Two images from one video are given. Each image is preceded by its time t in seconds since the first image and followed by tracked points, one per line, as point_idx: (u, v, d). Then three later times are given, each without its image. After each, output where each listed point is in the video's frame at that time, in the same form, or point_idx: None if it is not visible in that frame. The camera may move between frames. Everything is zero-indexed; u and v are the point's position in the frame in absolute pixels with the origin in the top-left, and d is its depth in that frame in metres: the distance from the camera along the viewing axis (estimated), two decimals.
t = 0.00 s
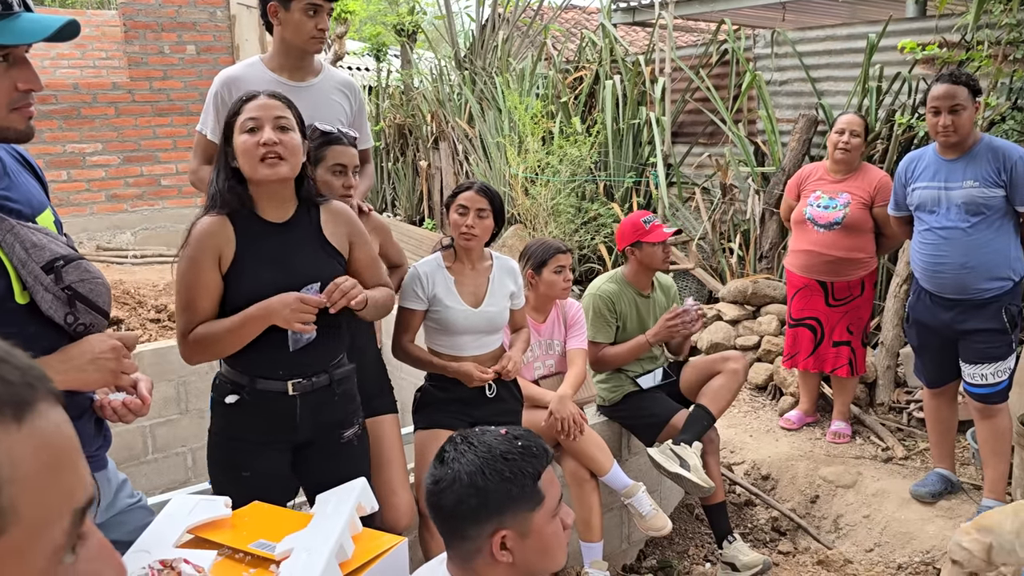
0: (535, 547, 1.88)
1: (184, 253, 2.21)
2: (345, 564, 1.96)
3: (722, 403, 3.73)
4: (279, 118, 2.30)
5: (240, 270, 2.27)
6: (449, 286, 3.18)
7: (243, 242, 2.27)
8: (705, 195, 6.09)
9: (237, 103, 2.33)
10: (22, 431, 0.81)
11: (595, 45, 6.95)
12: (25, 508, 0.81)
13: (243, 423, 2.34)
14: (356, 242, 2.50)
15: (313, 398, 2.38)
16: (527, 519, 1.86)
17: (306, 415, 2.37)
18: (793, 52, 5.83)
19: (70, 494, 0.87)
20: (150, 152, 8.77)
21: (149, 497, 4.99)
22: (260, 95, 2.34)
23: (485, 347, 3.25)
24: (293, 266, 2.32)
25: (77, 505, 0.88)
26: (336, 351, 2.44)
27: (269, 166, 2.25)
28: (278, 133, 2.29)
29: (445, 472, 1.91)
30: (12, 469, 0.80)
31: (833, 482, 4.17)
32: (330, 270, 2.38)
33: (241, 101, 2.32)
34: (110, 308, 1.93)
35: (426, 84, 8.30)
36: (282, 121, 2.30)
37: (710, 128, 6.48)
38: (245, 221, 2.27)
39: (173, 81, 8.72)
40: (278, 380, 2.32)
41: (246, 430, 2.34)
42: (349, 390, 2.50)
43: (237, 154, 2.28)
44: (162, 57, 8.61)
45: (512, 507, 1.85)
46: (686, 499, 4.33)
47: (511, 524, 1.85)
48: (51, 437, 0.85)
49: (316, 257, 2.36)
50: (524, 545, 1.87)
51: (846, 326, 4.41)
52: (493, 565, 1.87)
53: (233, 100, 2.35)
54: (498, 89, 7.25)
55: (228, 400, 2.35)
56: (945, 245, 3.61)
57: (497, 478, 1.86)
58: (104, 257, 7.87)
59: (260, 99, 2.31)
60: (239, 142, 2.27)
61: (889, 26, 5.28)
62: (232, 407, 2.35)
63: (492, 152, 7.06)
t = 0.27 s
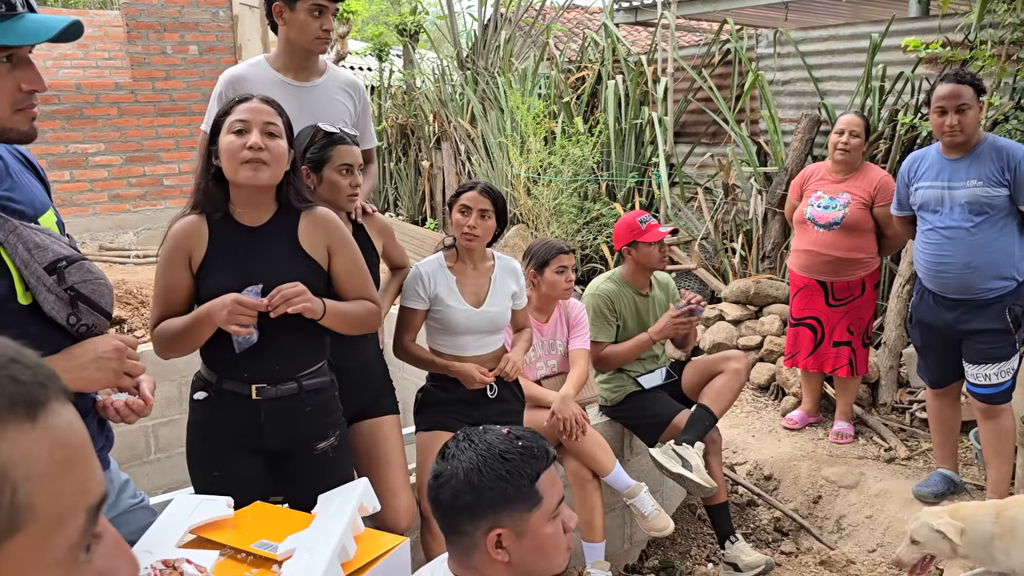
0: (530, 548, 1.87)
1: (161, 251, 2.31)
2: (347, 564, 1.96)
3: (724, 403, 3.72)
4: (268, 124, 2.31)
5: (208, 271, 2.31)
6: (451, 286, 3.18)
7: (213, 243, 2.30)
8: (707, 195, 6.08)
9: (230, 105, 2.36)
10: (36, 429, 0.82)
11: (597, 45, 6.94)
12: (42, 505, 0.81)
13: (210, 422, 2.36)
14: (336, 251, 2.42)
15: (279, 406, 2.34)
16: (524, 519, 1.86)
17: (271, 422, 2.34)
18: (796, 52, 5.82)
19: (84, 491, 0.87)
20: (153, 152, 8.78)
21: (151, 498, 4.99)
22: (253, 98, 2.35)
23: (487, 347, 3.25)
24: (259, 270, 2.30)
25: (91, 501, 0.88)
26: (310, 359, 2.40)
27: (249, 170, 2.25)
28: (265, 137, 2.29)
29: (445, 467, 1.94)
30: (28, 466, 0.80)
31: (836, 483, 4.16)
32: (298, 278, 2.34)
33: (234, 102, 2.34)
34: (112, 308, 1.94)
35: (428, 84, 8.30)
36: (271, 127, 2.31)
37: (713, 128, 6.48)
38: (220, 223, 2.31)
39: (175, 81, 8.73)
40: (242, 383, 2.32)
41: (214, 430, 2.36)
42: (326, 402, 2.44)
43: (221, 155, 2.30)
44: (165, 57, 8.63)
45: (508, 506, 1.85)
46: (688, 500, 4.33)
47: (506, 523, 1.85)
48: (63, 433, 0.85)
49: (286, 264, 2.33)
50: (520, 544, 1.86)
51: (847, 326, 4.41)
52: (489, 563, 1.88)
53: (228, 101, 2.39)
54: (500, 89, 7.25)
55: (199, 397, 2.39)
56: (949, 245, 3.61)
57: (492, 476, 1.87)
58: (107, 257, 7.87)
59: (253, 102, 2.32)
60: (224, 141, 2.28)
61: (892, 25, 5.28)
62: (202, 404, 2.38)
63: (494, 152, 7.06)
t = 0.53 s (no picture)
0: (523, 549, 1.86)
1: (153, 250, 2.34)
2: (350, 564, 1.96)
3: (726, 403, 3.71)
4: (260, 127, 2.31)
5: (195, 271, 2.33)
6: (453, 286, 3.17)
7: (201, 244, 2.31)
8: (710, 195, 6.07)
9: (224, 109, 2.37)
10: (47, 425, 0.81)
11: (600, 44, 6.94)
12: (55, 500, 0.80)
13: (196, 423, 2.37)
14: (324, 258, 2.39)
15: (263, 410, 2.33)
16: (517, 520, 1.86)
17: (255, 425, 2.33)
18: (799, 51, 5.81)
19: (98, 486, 0.86)
20: (155, 152, 8.78)
21: (154, 498, 4.99)
22: (247, 100, 2.36)
23: (488, 347, 3.24)
24: (243, 272, 2.30)
25: (105, 496, 0.87)
26: (296, 364, 2.39)
27: (237, 173, 2.25)
28: (256, 141, 2.30)
29: (445, 460, 1.97)
30: (40, 461, 0.79)
31: (839, 483, 4.15)
32: (282, 282, 2.32)
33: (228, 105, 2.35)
34: (114, 308, 1.93)
35: (430, 84, 8.30)
36: (263, 130, 2.31)
37: (715, 127, 6.47)
38: (212, 225, 2.32)
39: (177, 80, 8.73)
40: (227, 385, 2.32)
41: (200, 431, 2.36)
42: (312, 407, 2.42)
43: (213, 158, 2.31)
44: (167, 57, 8.64)
45: (501, 504, 1.85)
46: (691, 500, 4.32)
47: (499, 521, 1.86)
48: (76, 428, 0.84)
49: (273, 267, 2.32)
50: (513, 544, 1.86)
51: (849, 325, 4.40)
52: (483, 560, 1.89)
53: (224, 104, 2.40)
54: (502, 88, 7.24)
55: (187, 398, 2.40)
56: (952, 244, 3.60)
57: (486, 473, 1.88)
58: (109, 257, 7.87)
59: (246, 105, 2.33)
60: (216, 144, 2.29)
61: (895, 24, 5.26)
62: (189, 404, 2.39)
63: (497, 151, 7.05)
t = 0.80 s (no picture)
0: (522, 551, 1.86)
1: (162, 257, 2.28)
2: (350, 565, 1.96)
3: (728, 403, 3.71)
4: (264, 123, 2.31)
5: (216, 273, 2.31)
6: (455, 286, 3.17)
7: (219, 245, 2.30)
8: (711, 195, 6.07)
9: (220, 109, 2.35)
10: (41, 428, 0.81)
11: (601, 44, 6.94)
12: (49, 503, 0.80)
13: (217, 426, 2.36)
14: (339, 247, 2.47)
15: (292, 404, 2.38)
16: (516, 523, 1.85)
17: (285, 420, 2.37)
18: (801, 52, 5.80)
19: (93, 489, 0.86)
20: (157, 152, 8.80)
21: (156, 498, 5.00)
22: (243, 98, 2.35)
23: (490, 347, 3.24)
24: (267, 268, 2.33)
25: (100, 499, 0.87)
26: (316, 356, 2.44)
27: (253, 172, 2.26)
28: (263, 137, 2.30)
29: (448, 459, 1.98)
30: (34, 464, 0.80)
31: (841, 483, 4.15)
32: (305, 275, 2.38)
33: (225, 106, 2.33)
34: (116, 308, 1.93)
35: (432, 84, 8.30)
36: (267, 126, 2.32)
37: (717, 128, 6.47)
38: (224, 225, 2.31)
39: (179, 80, 8.75)
40: (254, 383, 2.34)
41: (223, 433, 2.36)
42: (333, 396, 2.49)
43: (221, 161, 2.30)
44: (169, 57, 8.65)
45: (500, 505, 1.85)
46: (693, 500, 4.32)
47: (497, 522, 1.86)
48: (70, 430, 0.84)
49: (293, 261, 2.36)
50: (511, 546, 1.86)
51: (851, 325, 4.39)
52: (481, 560, 1.89)
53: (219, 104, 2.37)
54: (504, 89, 7.24)
55: (207, 401, 2.37)
56: (953, 244, 3.59)
57: (486, 473, 1.88)
58: (111, 257, 7.88)
59: (244, 104, 2.32)
60: (223, 146, 2.28)
61: (897, 25, 5.25)
62: (210, 408, 2.37)
63: (498, 152, 7.05)
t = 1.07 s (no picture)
0: (522, 553, 1.86)
1: (200, 260, 2.19)
2: (351, 566, 1.95)
3: (729, 404, 3.70)
4: (273, 122, 2.29)
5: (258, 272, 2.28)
6: (456, 286, 3.17)
7: (255, 242, 2.27)
8: (712, 196, 6.07)
9: (224, 113, 2.31)
10: (30, 435, 0.81)
11: (603, 45, 6.94)
12: (35, 511, 0.80)
13: (260, 428, 2.32)
14: (352, 240, 2.58)
15: (331, 395, 2.41)
16: (517, 524, 1.85)
17: (325, 413, 2.40)
18: (802, 52, 5.80)
19: (82, 497, 0.86)
20: (159, 153, 8.81)
21: (157, 498, 5.01)
22: (245, 100, 2.31)
23: (491, 347, 3.24)
24: (305, 261, 2.35)
25: (89, 508, 0.87)
26: (344, 348, 2.47)
27: (276, 173, 2.26)
28: (275, 137, 2.28)
29: (449, 460, 1.98)
30: (18, 472, 0.79)
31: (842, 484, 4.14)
32: (335, 265, 2.43)
33: (230, 110, 2.29)
34: (116, 309, 1.93)
35: (433, 85, 8.31)
36: (277, 124, 2.29)
37: (718, 128, 6.48)
38: (254, 225, 2.28)
39: (181, 81, 8.76)
40: (297, 380, 2.33)
41: (263, 434, 2.33)
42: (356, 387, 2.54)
43: (239, 167, 2.28)
44: (171, 58, 8.66)
45: (500, 506, 1.85)
46: (694, 502, 4.31)
47: (498, 523, 1.85)
48: (59, 438, 0.84)
49: (322, 254, 2.40)
50: (512, 548, 1.86)
51: (852, 326, 4.38)
52: (481, 561, 1.89)
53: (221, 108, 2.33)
54: (505, 90, 7.24)
55: (247, 405, 2.32)
56: (955, 245, 3.59)
57: (487, 475, 1.88)
58: (113, 258, 7.89)
59: (249, 105, 2.29)
60: (239, 154, 2.26)
61: (899, 26, 5.25)
62: (251, 413, 2.32)
63: (500, 153, 7.06)
